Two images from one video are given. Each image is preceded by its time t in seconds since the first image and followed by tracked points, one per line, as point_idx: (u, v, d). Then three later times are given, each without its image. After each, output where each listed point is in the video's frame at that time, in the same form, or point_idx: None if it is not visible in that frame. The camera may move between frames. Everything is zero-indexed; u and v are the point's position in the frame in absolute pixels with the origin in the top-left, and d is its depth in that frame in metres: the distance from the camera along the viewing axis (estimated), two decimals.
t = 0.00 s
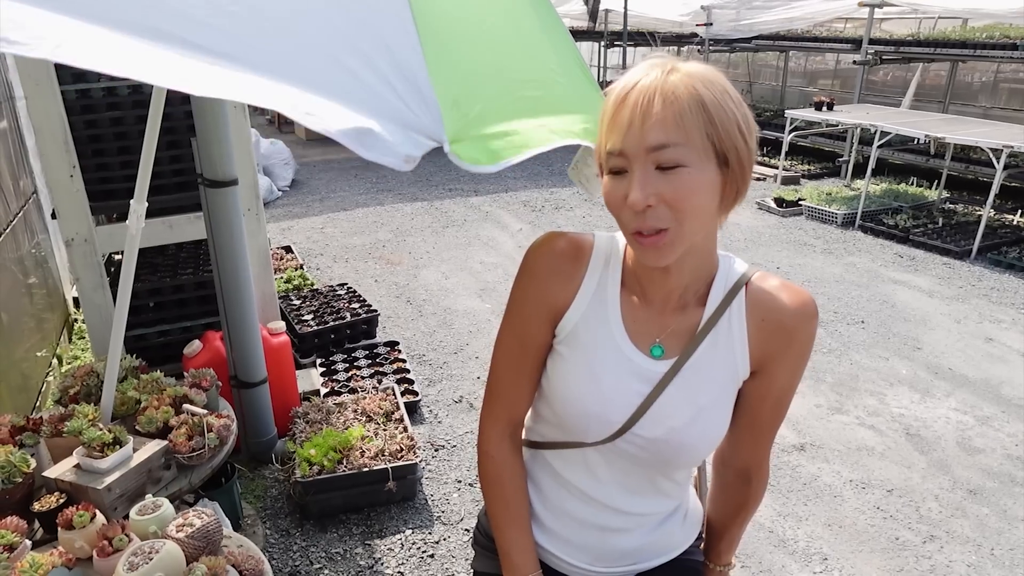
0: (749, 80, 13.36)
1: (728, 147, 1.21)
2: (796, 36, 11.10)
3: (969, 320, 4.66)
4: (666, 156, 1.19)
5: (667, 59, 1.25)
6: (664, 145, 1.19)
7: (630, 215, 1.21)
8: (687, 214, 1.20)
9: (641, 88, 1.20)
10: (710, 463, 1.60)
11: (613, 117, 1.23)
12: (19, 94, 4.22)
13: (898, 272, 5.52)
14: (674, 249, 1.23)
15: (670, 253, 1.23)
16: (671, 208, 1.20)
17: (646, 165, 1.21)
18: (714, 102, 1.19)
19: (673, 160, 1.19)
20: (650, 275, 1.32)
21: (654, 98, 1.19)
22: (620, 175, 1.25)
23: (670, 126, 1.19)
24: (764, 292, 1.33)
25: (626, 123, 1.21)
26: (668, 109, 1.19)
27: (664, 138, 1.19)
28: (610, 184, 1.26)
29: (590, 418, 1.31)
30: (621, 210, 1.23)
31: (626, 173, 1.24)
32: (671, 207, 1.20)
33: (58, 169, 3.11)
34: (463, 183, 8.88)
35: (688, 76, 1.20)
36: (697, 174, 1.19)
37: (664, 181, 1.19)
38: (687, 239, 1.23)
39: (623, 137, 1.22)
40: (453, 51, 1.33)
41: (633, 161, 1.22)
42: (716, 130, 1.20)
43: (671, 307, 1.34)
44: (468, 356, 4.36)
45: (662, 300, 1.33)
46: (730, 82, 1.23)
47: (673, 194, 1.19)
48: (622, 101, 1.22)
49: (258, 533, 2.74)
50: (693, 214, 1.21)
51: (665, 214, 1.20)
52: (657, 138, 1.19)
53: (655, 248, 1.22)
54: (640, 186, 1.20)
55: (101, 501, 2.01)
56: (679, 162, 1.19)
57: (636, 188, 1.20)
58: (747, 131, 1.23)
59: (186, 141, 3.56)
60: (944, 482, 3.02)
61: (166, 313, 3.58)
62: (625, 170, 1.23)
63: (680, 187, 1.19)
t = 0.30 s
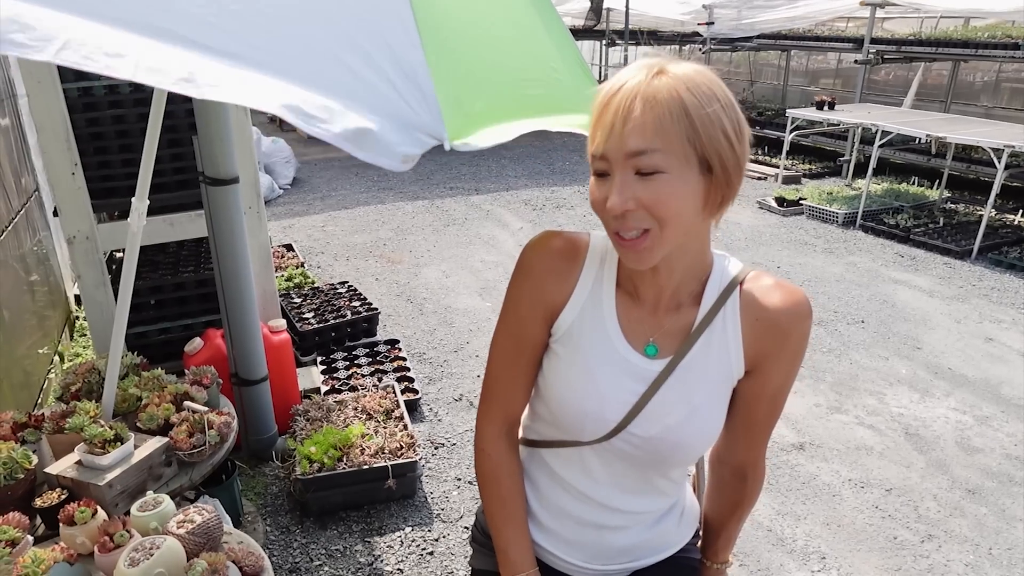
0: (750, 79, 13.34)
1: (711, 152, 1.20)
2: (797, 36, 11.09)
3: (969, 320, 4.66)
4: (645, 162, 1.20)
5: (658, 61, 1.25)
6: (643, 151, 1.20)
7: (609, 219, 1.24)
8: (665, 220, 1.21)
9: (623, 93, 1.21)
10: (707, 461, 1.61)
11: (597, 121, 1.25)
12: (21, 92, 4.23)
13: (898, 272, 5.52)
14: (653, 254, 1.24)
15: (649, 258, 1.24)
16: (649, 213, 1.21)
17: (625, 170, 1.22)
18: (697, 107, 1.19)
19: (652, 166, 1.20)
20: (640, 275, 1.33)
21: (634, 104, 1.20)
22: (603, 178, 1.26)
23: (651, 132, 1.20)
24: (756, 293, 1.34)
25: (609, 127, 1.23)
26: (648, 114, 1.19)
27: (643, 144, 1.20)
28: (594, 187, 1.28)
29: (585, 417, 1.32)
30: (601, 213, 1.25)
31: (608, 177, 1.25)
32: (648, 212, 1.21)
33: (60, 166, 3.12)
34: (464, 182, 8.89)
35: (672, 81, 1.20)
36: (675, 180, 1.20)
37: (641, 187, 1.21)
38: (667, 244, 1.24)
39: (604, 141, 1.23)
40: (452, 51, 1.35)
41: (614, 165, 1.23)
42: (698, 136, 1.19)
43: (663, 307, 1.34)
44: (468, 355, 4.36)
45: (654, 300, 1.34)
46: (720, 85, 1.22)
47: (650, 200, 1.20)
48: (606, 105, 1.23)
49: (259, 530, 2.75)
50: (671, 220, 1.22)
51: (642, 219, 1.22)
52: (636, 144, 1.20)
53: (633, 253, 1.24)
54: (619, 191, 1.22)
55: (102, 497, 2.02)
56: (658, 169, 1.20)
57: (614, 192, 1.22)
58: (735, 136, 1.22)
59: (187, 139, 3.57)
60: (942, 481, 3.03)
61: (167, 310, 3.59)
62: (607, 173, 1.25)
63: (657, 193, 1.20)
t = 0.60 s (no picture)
0: (751, 80, 13.34)
1: (708, 155, 1.21)
2: (798, 37, 11.09)
3: (968, 321, 4.66)
4: (643, 169, 1.21)
5: (651, 65, 1.25)
6: (640, 159, 1.20)
7: (610, 228, 1.24)
8: (665, 225, 1.22)
9: (618, 101, 1.22)
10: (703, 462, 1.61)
11: (593, 128, 1.25)
12: (22, 91, 4.24)
13: (898, 273, 5.52)
14: (654, 260, 1.25)
15: (650, 264, 1.25)
16: (649, 219, 1.22)
17: (624, 177, 1.22)
18: (692, 111, 1.19)
19: (650, 173, 1.21)
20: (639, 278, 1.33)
21: (629, 112, 1.20)
22: (601, 184, 1.27)
23: (647, 138, 1.20)
24: (752, 296, 1.34)
25: (605, 135, 1.23)
26: (643, 121, 1.20)
27: (641, 151, 1.20)
28: (593, 194, 1.28)
29: (582, 419, 1.32)
30: (601, 221, 1.26)
31: (606, 183, 1.26)
32: (649, 219, 1.22)
33: (61, 166, 3.13)
34: (464, 182, 8.90)
35: (666, 86, 1.20)
36: (674, 186, 1.21)
37: (641, 193, 1.21)
38: (667, 249, 1.25)
39: (602, 149, 1.24)
40: (449, 55, 1.36)
41: (612, 172, 1.24)
42: (694, 140, 1.20)
43: (661, 308, 1.35)
44: (467, 355, 4.37)
45: (652, 302, 1.35)
46: (713, 87, 1.22)
47: (650, 207, 1.21)
48: (601, 113, 1.23)
49: (258, 529, 2.76)
50: (671, 225, 1.22)
51: (643, 226, 1.22)
52: (633, 152, 1.21)
53: (634, 259, 1.25)
54: (619, 199, 1.22)
55: (101, 496, 2.03)
56: (656, 175, 1.21)
57: (613, 200, 1.23)
58: (730, 138, 1.22)
59: (187, 138, 3.58)
60: (940, 482, 3.03)
61: (167, 310, 3.60)
62: (605, 181, 1.26)
63: (657, 200, 1.21)
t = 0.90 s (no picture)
0: (752, 80, 13.33)
1: (727, 142, 1.26)
2: (799, 37, 11.08)
3: (969, 321, 4.65)
4: (680, 140, 1.21)
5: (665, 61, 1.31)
6: (678, 130, 1.21)
7: (643, 199, 1.20)
8: (698, 201, 1.21)
9: (652, 76, 1.23)
10: (700, 463, 1.61)
11: (619, 106, 1.24)
12: (24, 91, 4.25)
13: (899, 273, 5.51)
14: (686, 236, 1.22)
15: (680, 241, 1.22)
16: (686, 192, 1.20)
17: (659, 148, 1.21)
18: (717, 97, 1.25)
19: (684, 147, 1.21)
20: (642, 274, 1.33)
21: (664, 85, 1.22)
22: (628, 162, 1.23)
23: (682, 112, 1.22)
24: (750, 296, 1.34)
25: (639, 108, 1.22)
26: (679, 96, 1.22)
27: (678, 122, 1.21)
28: (617, 173, 1.23)
29: (578, 421, 1.32)
30: (632, 195, 1.20)
31: (635, 159, 1.23)
32: (686, 190, 1.19)
33: (62, 166, 3.13)
34: (465, 182, 8.90)
35: (693, 71, 1.25)
36: (708, 161, 1.21)
37: (678, 165, 1.20)
38: (697, 227, 1.23)
39: (634, 122, 1.22)
40: (445, 57, 1.36)
41: (645, 145, 1.21)
42: (720, 123, 1.24)
43: (660, 308, 1.35)
44: (467, 355, 4.37)
45: (651, 300, 1.34)
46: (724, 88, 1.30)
47: (687, 178, 1.19)
48: (629, 89, 1.23)
49: (258, 528, 2.76)
50: (705, 200, 1.21)
51: (680, 198, 1.20)
52: (670, 122, 1.21)
53: (667, 234, 1.21)
54: (656, 170, 1.19)
55: (101, 495, 2.03)
56: (692, 148, 1.21)
57: (651, 171, 1.19)
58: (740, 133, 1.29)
59: (188, 138, 3.58)
60: (941, 482, 3.02)
61: (167, 309, 3.60)
62: (634, 156, 1.23)
63: (694, 172, 1.20)
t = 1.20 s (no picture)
0: (755, 79, 13.29)
1: (723, 138, 1.26)
2: (802, 35, 11.05)
3: (973, 319, 4.63)
4: (676, 137, 1.21)
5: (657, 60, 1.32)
6: (675, 127, 1.21)
7: (644, 197, 1.19)
8: (699, 197, 1.20)
9: (646, 75, 1.23)
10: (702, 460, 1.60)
11: (614, 106, 1.24)
12: (28, 93, 4.27)
13: (903, 271, 5.49)
14: (687, 232, 1.22)
15: (682, 237, 1.22)
16: (685, 188, 1.19)
17: (657, 146, 1.21)
18: (711, 92, 1.25)
19: (682, 142, 1.21)
20: (643, 274, 1.32)
21: (659, 83, 1.22)
22: (627, 161, 1.23)
23: (678, 109, 1.22)
24: (751, 293, 1.34)
25: (636, 106, 1.22)
26: (673, 94, 1.22)
27: (675, 120, 1.21)
28: (616, 172, 1.23)
29: (580, 420, 1.32)
30: (632, 194, 1.20)
31: (633, 158, 1.23)
32: (686, 186, 1.19)
33: (65, 167, 3.15)
34: (468, 182, 8.90)
35: (683, 69, 1.26)
36: (706, 157, 1.21)
37: (677, 161, 1.20)
38: (697, 223, 1.23)
39: (631, 120, 1.22)
40: (445, 55, 1.36)
41: (643, 143, 1.21)
42: (716, 119, 1.24)
43: (661, 306, 1.34)
44: (470, 354, 4.37)
45: (653, 299, 1.34)
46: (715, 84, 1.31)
47: (686, 174, 1.19)
48: (624, 90, 1.24)
49: (261, 527, 2.76)
50: (705, 196, 1.21)
51: (679, 194, 1.19)
52: (667, 119, 1.21)
53: (669, 231, 1.20)
54: (655, 167, 1.19)
55: (105, 494, 2.04)
56: (689, 144, 1.21)
57: (650, 168, 1.19)
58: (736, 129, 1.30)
59: (191, 139, 3.59)
60: (944, 480, 3.01)
61: (171, 310, 3.61)
62: (632, 154, 1.22)
63: (693, 167, 1.20)
